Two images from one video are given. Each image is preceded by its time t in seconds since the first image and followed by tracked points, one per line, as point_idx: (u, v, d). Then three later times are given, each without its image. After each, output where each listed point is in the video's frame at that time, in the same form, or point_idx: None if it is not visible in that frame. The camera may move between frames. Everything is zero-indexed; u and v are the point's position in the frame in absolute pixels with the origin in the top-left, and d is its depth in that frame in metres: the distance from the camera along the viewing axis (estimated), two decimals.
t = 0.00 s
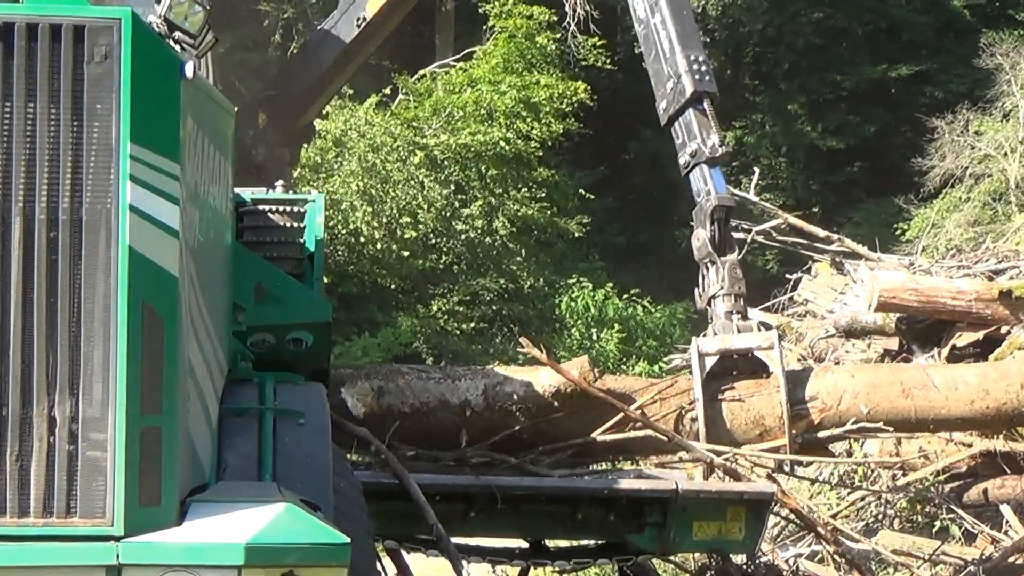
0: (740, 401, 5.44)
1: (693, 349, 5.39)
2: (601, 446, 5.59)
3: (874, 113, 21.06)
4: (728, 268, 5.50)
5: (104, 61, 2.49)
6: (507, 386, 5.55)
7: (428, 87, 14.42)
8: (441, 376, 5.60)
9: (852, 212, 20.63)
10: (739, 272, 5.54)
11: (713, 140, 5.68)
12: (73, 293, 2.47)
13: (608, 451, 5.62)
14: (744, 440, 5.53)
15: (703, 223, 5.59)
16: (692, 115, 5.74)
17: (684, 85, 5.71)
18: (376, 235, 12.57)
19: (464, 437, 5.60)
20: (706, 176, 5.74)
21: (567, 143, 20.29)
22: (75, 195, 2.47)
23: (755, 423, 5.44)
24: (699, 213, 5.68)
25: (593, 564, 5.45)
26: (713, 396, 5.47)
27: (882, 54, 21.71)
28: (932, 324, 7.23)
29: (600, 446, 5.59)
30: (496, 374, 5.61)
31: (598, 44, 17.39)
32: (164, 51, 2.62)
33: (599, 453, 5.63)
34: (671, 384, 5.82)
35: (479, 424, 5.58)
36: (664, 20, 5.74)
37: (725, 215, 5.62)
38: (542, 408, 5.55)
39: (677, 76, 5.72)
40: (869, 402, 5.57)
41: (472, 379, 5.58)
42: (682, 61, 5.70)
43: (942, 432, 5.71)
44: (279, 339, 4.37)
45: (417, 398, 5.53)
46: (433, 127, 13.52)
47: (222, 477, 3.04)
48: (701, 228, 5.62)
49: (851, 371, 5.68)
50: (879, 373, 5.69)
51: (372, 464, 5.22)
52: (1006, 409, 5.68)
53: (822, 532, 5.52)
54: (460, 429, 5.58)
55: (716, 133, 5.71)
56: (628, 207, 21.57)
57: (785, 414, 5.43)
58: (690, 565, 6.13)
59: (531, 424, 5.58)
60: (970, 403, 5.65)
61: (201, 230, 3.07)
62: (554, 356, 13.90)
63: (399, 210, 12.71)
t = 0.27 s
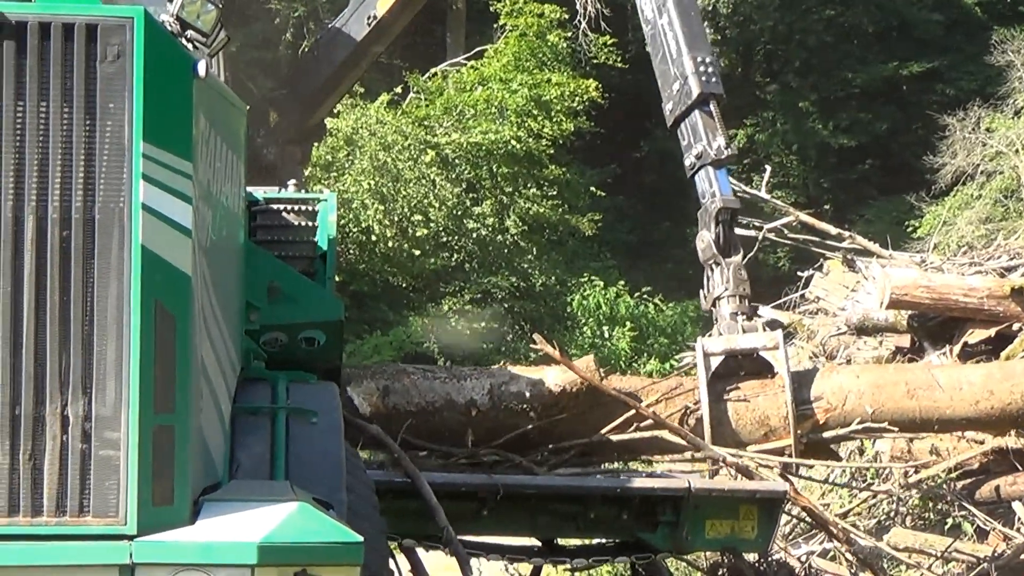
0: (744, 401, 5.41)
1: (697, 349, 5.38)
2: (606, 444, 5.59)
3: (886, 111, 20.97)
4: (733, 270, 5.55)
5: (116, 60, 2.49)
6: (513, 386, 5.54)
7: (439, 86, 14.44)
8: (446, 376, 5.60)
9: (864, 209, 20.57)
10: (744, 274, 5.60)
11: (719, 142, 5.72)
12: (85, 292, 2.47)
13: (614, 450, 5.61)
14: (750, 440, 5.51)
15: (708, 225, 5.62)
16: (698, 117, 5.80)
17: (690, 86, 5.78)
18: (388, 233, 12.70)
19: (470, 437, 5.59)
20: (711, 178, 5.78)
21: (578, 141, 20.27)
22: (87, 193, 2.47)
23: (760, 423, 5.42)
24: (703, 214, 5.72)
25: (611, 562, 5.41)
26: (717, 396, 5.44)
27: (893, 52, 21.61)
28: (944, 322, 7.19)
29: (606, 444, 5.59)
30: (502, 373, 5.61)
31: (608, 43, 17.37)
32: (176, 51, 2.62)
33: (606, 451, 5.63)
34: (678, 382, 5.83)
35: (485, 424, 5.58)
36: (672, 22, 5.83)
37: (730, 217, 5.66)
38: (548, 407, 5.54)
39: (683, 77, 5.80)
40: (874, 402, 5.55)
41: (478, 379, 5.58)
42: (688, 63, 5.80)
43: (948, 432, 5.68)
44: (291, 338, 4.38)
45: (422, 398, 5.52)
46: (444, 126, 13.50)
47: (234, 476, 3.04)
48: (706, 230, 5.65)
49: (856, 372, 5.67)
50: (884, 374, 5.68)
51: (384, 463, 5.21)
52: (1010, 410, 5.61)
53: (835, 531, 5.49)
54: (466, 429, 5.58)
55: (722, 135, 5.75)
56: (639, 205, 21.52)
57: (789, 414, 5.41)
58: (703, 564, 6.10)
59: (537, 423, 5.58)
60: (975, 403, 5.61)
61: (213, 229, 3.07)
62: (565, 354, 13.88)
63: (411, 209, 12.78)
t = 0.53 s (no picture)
0: (748, 405, 5.49)
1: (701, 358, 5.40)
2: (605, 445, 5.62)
3: (898, 108, 20.88)
4: (722, 261, 5.53)
5: (130, 59, 2.49)
6: (517, 387, 5.59)
7: (450, 84, 14.48)
8: (450, 376, 5.63)
9: (875, 207, 20.51)
10: (733, 265, 5.58)
11: (713, 130, 5.65)
12: (99, 290, 2.47)
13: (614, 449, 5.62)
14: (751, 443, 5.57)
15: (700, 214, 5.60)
16: (692, 105, 5.70)
17: (684, 75, 5.68)
18: (399, 233, 12.52)
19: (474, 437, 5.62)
20: (704, 167, 5.71)
21: (589, 138, 20.28)
22: (100, 192, 2.48)
23: (764, 426, 5.49)
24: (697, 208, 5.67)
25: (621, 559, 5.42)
26: (722, 401, 5.50)
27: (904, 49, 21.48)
28: (957, 319, 7.16)
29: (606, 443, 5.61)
30: (506, 374, 5.67)
31: (619, 40, 17.36)
32: (189, 49, 2.62)
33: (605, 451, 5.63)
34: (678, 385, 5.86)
35: (488, 424, 5.61)
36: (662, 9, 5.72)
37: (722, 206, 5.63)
38: (552, 409, 5.59)
39: (677, 65, 5.69)
40: (878, 407, 5.59)
41: (482, 379, 5.63)
42: (682, 51, 5.67)
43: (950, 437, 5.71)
44: (304, 336, 4.38)
45: (426, 397, 5.55)
46: (456, 123, 13.52)
47: (248, 474, 3.04)
48: (697, 218, 5.63)
49: (859, 377, 5.71)
50: (887, 379, 5.72)
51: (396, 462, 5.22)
52: (1013, 414, 5.66)
53: (848, 529, 5.49)
54: (470, 429, 5.61)
55: (716, 124, 5.67)
56: (651, 202, 21.52)
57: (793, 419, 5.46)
58: (714, 562, 6.09)
59: (540, 424, 5.62)
60: (978, 409, 5.65)
61: (226, 228, 3.07)
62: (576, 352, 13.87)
63: (421, 206, 12.74)
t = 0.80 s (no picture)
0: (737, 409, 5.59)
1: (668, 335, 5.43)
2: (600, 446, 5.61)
3: (906, 105, 20.83)
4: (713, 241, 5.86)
5: (133, 57, 2.49)
6: (512, 388, 5.56)
7: (459, 81, 14.49)
8: (446, 377, 5.62)
9: (884, 204, 20.48)
10: (725, 245, 5.89)
11: (710, 104, 6.05)
12: (103, 288, 2.48)
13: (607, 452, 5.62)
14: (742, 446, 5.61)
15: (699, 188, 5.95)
16: (690, 80, 6.15)
17: (681, 50, 6.16)
18: (406, 229, 12.64)
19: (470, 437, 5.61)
20: (702, 141, 6.10)
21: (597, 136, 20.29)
22: (104, 191, 2.48)
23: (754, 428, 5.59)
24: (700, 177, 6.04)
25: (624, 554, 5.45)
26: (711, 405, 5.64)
27: (912, 46, 21.42)
28: (964, 316, 7.15)
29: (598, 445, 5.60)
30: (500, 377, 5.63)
31: (627, 37, 17.35)
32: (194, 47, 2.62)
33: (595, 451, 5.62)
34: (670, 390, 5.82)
35: (485, 424, 5.60)
36: None
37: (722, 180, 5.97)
38: (548, 409, 5.57)
39: (675, 41, 6.18)
40: (862, 410, 5.64)
41: (478, 381, 5.61)
42: (680, 26, 6.18)
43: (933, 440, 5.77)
44: (310, 334, 4.38)
45: (424, 398, 5.54)
46: (463, 121, 13.53)
47: (253, 472, 3.04)
48: (697, 192, 5.98)
49: (844, 381, 5.75)
50: (871, 383, 5.75)
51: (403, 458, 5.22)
52: (993, 416, 5.72)
53: (856, 527, 5.39)
54: (466, 430, 5.60)
55: (713, 99, 6.08)
56: (659, 200, 21.51)
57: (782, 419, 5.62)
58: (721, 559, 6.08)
59: (537, 424, 5.60)
60: (958, 410, 5.70)
61: (231, 226, 3.07)
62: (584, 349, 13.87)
63: (429, 204, 12.72)
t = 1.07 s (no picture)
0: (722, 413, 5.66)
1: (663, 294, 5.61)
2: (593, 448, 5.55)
3: (909, 102, 20.80)
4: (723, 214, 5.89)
5: (139, 52, 2.48)
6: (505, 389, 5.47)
7: (462, 78, 14.50)
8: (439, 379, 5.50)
9: (887, 200, 20.48)
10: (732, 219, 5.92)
11: (724, 76, 6.16)
12: (109, 283, 2.48)
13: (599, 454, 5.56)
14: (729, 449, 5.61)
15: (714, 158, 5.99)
16: (702, 53, 6.28)
17: (692, 24, 6.30)
18: (410, 226, 12.65)
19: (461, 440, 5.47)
20: (716, 114, 6.17)
21: (600, 132, 20.28)
22: (110, 186, 2.48)
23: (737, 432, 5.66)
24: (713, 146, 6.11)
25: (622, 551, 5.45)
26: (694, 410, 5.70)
27: (916, 43, 21.35)
28: (968, 312, 7.15)
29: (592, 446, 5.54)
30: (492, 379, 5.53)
31: (631, 33, 17.34)
32: (199, 42, 2.61)
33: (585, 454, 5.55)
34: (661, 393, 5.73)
35: (478, 426, 5.46)
36: None
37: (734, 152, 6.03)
38: (540, 410, 5.49)
39: (686, 15, 6.33)
40: (844, 413, 5.74)
41: (471, 383, 5.50)
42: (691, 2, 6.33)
43: (908, 445, 5.88)
44: (314, 330, 4.38)
45: (419, 397, 5.37)
46: (467, 117, 13.53)
47: (257, 468, 3.04)
48: (712, 162, 6.03)
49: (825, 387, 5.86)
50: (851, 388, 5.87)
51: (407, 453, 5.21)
52: (967, 421, 5.89)
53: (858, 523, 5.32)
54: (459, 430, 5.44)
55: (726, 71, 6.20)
56: (663, 196, 21.50)
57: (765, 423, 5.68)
58: (725, 556, 6.10)
59: (529, 425, 5.50)
60: (936, 414, 5.85)
61: (236, 221, 3.08)
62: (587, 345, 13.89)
63: (432, 201, 12.77)
